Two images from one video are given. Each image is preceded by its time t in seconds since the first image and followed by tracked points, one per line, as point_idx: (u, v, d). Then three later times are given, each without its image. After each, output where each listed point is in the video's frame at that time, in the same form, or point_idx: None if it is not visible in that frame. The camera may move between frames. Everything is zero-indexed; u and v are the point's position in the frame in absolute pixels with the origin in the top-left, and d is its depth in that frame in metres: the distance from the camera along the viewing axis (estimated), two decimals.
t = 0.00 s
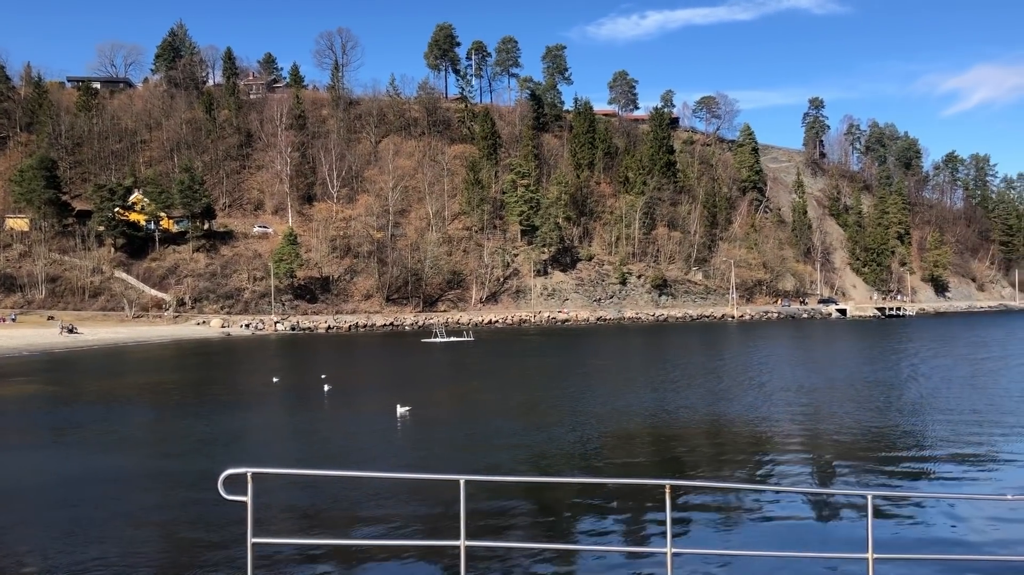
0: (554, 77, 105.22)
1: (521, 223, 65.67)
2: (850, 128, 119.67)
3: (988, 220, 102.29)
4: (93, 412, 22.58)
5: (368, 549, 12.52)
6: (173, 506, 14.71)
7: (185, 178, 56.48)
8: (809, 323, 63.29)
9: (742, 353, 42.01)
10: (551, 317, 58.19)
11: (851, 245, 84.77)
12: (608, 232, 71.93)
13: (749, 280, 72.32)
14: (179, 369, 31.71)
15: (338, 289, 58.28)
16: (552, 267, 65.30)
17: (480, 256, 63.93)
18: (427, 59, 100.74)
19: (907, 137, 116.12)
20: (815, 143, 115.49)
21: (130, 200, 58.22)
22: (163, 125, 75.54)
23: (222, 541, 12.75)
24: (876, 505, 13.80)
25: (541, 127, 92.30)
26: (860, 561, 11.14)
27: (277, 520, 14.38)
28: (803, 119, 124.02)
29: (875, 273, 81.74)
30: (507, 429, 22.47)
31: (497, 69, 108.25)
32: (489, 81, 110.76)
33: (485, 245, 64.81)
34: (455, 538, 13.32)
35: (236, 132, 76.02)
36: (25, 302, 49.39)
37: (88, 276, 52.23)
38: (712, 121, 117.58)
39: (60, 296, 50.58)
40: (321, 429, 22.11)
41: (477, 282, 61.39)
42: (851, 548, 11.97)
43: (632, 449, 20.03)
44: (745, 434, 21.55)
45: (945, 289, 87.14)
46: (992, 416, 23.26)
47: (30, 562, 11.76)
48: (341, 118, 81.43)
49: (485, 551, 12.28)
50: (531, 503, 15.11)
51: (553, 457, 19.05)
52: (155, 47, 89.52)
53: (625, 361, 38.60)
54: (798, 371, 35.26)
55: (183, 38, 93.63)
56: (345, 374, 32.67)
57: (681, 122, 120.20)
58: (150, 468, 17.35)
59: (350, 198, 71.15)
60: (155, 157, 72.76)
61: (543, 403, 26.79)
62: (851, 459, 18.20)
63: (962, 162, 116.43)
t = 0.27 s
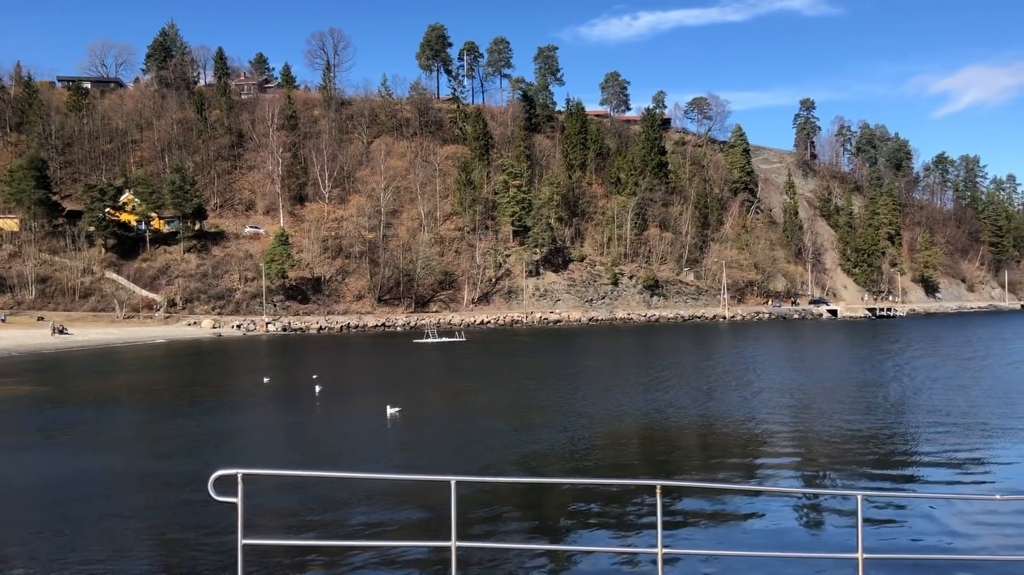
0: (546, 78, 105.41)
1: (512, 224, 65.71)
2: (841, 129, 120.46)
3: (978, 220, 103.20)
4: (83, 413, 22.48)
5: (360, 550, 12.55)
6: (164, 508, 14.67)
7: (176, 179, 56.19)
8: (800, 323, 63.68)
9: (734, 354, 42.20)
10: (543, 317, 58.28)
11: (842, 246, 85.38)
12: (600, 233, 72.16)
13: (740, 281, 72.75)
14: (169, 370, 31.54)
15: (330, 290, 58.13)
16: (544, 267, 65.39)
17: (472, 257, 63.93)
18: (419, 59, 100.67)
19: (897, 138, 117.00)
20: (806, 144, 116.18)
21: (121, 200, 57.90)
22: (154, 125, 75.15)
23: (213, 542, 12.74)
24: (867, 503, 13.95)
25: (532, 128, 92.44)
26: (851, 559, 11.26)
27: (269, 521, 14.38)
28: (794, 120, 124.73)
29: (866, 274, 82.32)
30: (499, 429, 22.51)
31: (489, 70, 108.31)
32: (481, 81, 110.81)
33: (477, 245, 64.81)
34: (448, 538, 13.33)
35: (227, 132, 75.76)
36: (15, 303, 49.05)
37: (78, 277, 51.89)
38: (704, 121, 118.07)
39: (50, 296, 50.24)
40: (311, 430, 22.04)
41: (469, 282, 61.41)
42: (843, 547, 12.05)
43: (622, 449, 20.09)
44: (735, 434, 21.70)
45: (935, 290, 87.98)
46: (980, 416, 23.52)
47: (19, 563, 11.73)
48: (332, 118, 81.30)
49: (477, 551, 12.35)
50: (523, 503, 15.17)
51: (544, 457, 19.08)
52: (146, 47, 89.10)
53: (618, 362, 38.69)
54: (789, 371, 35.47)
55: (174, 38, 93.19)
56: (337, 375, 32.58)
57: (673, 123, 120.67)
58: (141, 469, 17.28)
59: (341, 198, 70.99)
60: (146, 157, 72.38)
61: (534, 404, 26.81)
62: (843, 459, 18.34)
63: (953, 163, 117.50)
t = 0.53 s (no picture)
0: (539, 79, 105.58)
1: (505, 225, 65.78)
2: (833, 131, 121.15)
3: (969, 221, 103.97)
4: (74, 414, 22.41)
5: (352, 550, 12.60)
6: (156, 509, 14.68)
7: (168, 179, 55.95)
8: (792, 324, 64.01)
9: (726, 354, 42.43)
10: (536, 318, 58.33)
11: (834, 247, 85.92)
12: (592, 234, 72.33)
13: (733, 282, 73.15)
14: (162, 372, 31.43)
15: (322, 290, 57.99)
16: (537, 268, 65.46)
17: (465, 258, 63.94)
18: (412, 60, 100.61)
19: (889, 139, 117.79)
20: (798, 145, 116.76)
21: (113, 201, 57.63)
22: (146, 126, 74.80)
23: (206, 543, 12.76)
24: (856, 504, 14.08)
25: (525, 129, 92.55)
26: (841, 559, 11.38)
27: (262, 522, 14.41)
28: (785, 121, 125.40)
29: (858, 274, 82.85)
30: (491, 430, 22.60)
31: (482, 71, 108.37)
32: (474, 82, 110.88)
33: (470, 246, 64.82)
34: (440, 539, 13.36)
35: (219, 133, 75.53)
36: (5, 304, 48.75)
37: (69, 277, 51.58)
38: (696, 122, 118.50)
39: (41, 297, 49.94)
40: (304, 431, 22.03)
41: (462, 283, 61.44)
42: (834, 548, 12.14)
43: (614, 450, 20.19)
44: (726, 435, 21.87)
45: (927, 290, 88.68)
46: (968, 416, 23.80)
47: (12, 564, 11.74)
48: (325, 119, 81.19)
49: (469, 552, 12.41)
50: (515, 505, 15.23)
51: (536, 458, 19.17)
52: (137, 48, 88.72)
53: (611, 363, 38.79)
54: (781, 372, 35.68)
55: (166, 39, 92.82)
56: (330, 376, 32.54)
57: (665, 124, 121.08)
58: (133, 470, 17.28)
59: (334, 199, 70.84)
60: (138, 157, 72.04)
61: (528, 405, 26.87)
62: (833, 459, 18.52)
63: (944, 164, 118.40)
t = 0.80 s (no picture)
0: (531, 80, 105.74)
1: (497, 226, 65.88)
2: (823, 132, 121.89)
3: (959, 223, 104.86)
4: (65, 416, 22.31)
5: (346, 554, 12.57)
6: (148, 511, 14.62)
7: (159, 180, 55.69)
8: (783, 324, 64.45)
9: (718, 355, 42.58)
10: (528, 319, 58.40)
11: (825, 248, 86.53)
12: (584, 235, 72.50)
13: (724, 283, 73.55)
14: (154, 373, 31.31)
15: (314, 292, 57.81)
16: (529, 269, 65.58)
17: (457, 259, 64.00)
18: (404, 61, 100.53)
19: (879, 141, 118.63)
20: (789, 146, 117.39)
21: (103, 202, 57.31)
22: (137, 127, 74.44)
23: (197, 546, 12.70)
24: (846, 505, 14.25)
25: (517, 130, 92.56)
26: (832, 560, 11.51)
27: (254, 525, 14.33)
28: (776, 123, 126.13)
29: (849, 275, 83.47)
30: (484, 431, 22.67)
31: (474, 72, 108.40)
32: (466, 83, 110.91)
33: (462, 247, 64.83)
34: (435, 542, 13.40)
35: (210, 134, 75.31)
36: None
37: (59, 279, 51.25)
38: (688, 124, 119.03)
39: (30, 299, 49.62)
40: (296, 432, 21.99)
41: (454, 284, 61.46)
42: (825, 549, 12.25)
43: (608, 451, 20.27)
44: (717, 435, 22.04)
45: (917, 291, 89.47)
46: (957, 416, 24.10)
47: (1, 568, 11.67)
48: (316, 120, 81.05)
49: (463, 554, 12.44)
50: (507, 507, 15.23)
51: (528, 459, 19.24)
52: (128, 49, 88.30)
53: (603, 364, 38.90)
54: (772, 372, 35.98)
55: (157, 40, 92.42)
56: (321, 378, 32.47)
57: (657, 125, 121.54)
58: (125, 472, 17.22)
59: (325, 200, 70.69)
60: (129, 159, 71.68)
61: (520, 406, 26.91)
62: (823, 461, 18.69)
63: (934, 166, 119.37)
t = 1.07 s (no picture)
0: (522, 82, 105.91)
1: (488, 227, 65.97)
2: (813, 134, 122.72)
3: (948, 224, 105.81)
4: (55, 419, 22.14)
5: (338, 557, 12.53)
6: (139, 515, 14.52)
7: (150, 182, 55.39)
8: (774, 325, 64.88)
9: (709, 357, 42.76)
10: (520, 320, 58.43)
11: (816, 249, 87.15)
12: (576, 236, 72.68)
13: (715, 284, 73.93)
14: (144, 375, 31.11)
15: (305, 293, 57.59)
16: (520, 271, 65.65)
17: (448, 260, 64.03)
18: (395, 62, 100.44)
19: (869, 143, 119.55)
20: (779, 148, 118.08)
21: (93, 203, 56.93)
22: (127, 128, 74.03)
23: (188, 549, 12.63)
24: (838, 507, 14.35)
25: (508, 131, 92.49)
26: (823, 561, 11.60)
27: (246, 529, 14.23)
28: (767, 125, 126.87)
29: (839, 276, 84.10)
30: (477, 433, 22.71)
31: (465, 73, 108.43)
32: (457, 85, 110.94)
33: (454, 249, 64.83)
34: (427, 545, 13.36)
35: (201, 135, 74.97)
36: None
37: (49, 281, 50.87)
38: (679, 126, 119.60)
39: (19, 301, 49.21)
40: (287, 435, 21.88)
41: (446, 286, 61.44)
42: (817, 550, 12.32)
43: (600, 453, 20.32)
44: (708, 436, 22.19)
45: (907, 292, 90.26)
46: (945, 417, 24.37)
47: None
48: (308, 121, 80.87)
49: (455, 557, 12.44)
50: (499, 509, 15.23)
51: (520, 462, 19.25)
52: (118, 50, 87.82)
53: (594, 365, 38.97)
54: (763, 374, 36.21)
55: (148, 41, 91.95)
56: (312, 380, 32.34)
57: (648, 127, 121.99)
58: (115, 475, 17.11)
59: (317, 201, 70.53)
60: (119, 160, 71.26)
61: (512, 408, 26.91)
62: (814, 462, 18.81)
63: (924, 167, 120.35)
